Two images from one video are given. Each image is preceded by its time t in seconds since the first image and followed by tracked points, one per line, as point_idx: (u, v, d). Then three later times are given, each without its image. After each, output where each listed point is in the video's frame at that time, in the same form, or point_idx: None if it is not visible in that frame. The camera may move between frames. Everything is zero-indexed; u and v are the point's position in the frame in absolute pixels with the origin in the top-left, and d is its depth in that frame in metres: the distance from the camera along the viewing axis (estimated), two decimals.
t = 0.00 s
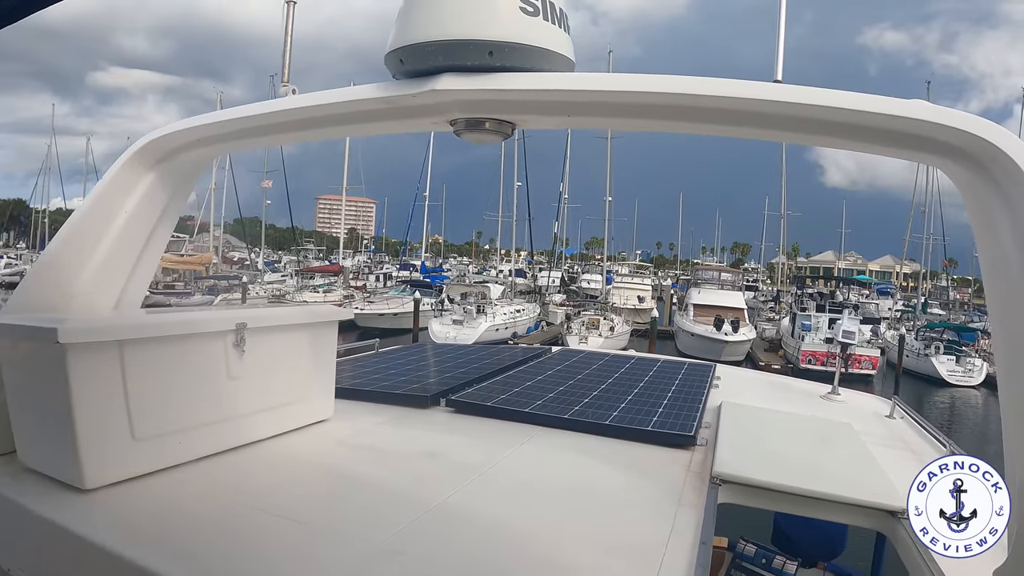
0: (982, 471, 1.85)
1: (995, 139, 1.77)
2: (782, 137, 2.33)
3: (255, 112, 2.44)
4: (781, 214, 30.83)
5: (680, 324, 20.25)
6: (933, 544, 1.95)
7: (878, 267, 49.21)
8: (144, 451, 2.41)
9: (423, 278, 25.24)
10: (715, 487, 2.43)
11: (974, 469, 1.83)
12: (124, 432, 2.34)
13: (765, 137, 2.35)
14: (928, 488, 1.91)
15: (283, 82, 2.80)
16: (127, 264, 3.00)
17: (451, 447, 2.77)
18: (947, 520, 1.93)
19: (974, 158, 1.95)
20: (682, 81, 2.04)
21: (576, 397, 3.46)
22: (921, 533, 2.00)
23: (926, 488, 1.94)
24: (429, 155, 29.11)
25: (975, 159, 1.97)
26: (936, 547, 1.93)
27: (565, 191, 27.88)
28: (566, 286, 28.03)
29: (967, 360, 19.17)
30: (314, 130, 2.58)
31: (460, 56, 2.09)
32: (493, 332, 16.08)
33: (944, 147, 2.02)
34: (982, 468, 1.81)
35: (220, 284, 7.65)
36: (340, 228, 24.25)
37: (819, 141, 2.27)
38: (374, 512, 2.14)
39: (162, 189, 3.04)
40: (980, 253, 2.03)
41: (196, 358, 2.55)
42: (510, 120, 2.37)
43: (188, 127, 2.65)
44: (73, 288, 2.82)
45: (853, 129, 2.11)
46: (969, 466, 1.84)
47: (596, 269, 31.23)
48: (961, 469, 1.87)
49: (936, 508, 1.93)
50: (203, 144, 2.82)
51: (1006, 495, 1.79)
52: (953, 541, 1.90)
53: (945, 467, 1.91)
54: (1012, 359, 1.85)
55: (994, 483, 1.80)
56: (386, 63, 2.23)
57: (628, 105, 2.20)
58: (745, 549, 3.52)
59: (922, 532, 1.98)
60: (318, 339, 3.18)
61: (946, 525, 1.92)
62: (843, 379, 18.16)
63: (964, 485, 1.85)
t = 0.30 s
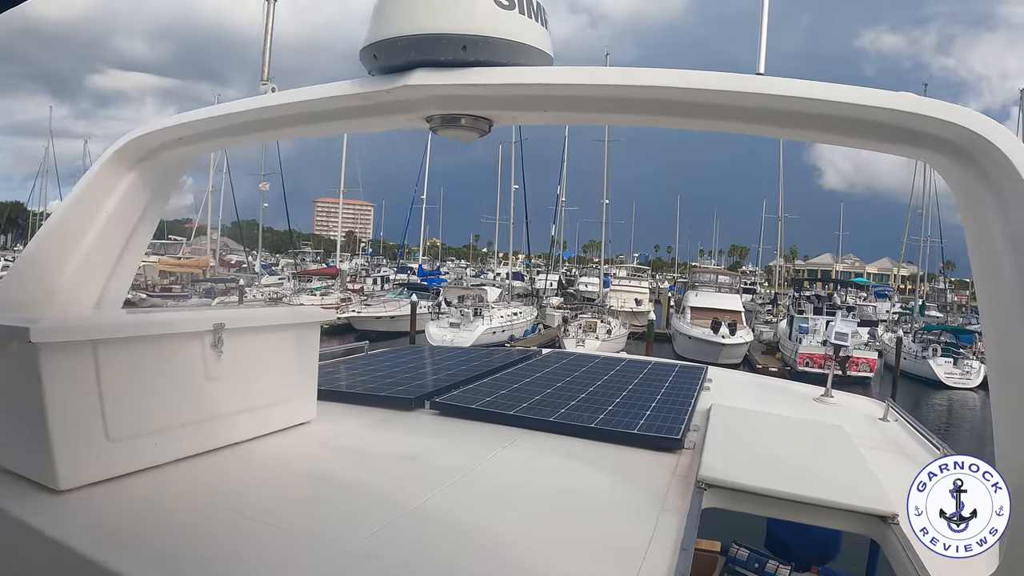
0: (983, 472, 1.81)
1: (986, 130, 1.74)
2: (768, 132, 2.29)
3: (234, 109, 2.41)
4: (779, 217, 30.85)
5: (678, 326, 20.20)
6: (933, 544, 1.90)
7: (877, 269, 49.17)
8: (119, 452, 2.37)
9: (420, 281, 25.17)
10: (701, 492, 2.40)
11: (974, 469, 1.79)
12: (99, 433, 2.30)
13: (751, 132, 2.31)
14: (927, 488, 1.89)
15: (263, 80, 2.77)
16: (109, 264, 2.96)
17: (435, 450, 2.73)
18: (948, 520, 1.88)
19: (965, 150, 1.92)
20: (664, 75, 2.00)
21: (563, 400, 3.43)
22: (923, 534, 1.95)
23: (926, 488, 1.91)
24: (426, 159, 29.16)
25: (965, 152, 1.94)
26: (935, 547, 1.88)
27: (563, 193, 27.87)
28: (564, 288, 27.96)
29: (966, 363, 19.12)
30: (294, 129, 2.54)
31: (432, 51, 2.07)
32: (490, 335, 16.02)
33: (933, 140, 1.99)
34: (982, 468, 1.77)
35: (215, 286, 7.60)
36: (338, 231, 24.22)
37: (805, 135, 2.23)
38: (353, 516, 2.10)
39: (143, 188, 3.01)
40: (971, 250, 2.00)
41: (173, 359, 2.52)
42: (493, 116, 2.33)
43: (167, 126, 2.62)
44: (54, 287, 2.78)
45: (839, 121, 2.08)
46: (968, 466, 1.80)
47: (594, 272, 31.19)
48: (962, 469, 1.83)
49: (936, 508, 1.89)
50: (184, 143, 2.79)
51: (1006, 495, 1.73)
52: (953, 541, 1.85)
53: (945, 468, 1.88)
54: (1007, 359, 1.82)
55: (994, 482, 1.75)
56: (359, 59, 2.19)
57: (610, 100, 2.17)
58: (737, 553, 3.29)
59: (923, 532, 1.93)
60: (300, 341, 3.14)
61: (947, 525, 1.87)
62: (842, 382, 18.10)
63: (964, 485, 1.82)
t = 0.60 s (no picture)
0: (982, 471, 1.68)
1: (978, 123, 1.70)
2: (745, 125, 2.26)
3: (210, 106, 2.39)
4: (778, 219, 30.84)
5: (675, 329, 20.15)
6: (933, 546, 1.74)
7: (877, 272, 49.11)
8: (94, 451, 2.35)
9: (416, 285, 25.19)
10: (685, 496, 2.38)
11: (974, 468, 1.66)
12: (73, 432, 2.28)
13: (730, 126, 2.28)
14: (928, 488, 1.72)
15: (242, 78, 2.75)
16: (90, 262, 2.93)
17: (417, 454, 2.71)
18: (946, 520, 1.74)
19: (956, 145, 1.89)
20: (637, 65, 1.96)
21: (549, 401, 3.41)
22: (920, 534, 1.80)
23: (925, 488, 1.75)
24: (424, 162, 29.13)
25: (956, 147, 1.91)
26: (936, 549, 1.72)
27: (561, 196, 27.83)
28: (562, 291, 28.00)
29: (965, 365, 19.05)
30: (270, 126, 2.53)
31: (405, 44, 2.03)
32: (487, 337, 15.98)
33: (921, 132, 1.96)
34: (982, 468, 1.64)
35: (210, 287, 7.63)
36: (335, 233, 24.22)
37: (784, 129, 2.20)
38: (328, 520, 2.07)
39: (125, 186, 2.99)
40: (960, 248, 1.98)
41: (148, 358, 2.50)
42: (470, 111, 2.31)
43: (145, 124, 2.61)
44: (33, 284, 2.76)
45: (818, 113, 2.04)
46: (969, 464, 1.67)
47: (592, 274, 31.16)
48: (961, 469, 1.69)
49: (936, 508, 1.73)
50: (163, 141, 2.78)
51: (1007, 495, 1.62)
52: (953, 541, 1.69)
53: (944, 467, 1.73)
54: (998, 362, 1.79)
55: (994, 482, 1.63)
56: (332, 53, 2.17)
57: (586, 94, 2.14)
58: (733, 557, 3.15)
59: (921, 533, 1.77)
60: (282, 342, 3.11)
61: (946, 525, 1.72)
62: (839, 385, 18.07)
63: (964, 485, 1.68)
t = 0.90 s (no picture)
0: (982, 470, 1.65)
1: (960, 104, 1.67)
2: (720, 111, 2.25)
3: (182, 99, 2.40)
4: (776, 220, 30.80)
5: (672, 331, 20.15)
6: (931, 545, 1.71)
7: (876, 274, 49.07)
8: (65, 447, 2.54)
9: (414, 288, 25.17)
10: (666, 497, 2.36)
11: (974, 468, 1.62)
12: (45, 428, 2.46)
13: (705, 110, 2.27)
14: (928, 488, 1.68)
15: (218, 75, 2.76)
16: (67, 257, 2.91)
17: (394, 460, 2.73)
18: (946, 519, 1.70)
19: (940, 126, 1.86)
20: (605, 50, 1.93)
21: (532, 402, 3.44)
22: (919, 532, 1.77)
23: (925, 487, 1.71)
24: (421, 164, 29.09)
25: (940, 129, 1.88)
26: (936, 549, 1.69)
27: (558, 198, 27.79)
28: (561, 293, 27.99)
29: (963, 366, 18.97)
30: (244, 120, 2.53)
31: (374, 31, 2.01)
32: (483, 341, 15.95)
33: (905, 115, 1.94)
34: (983, 468, 1.61)
35: (207, 288, 7.65)
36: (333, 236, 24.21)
37: (758, 112, 2.18)
38: (300, 535, 2.11)
39: (104, 181, 2.97)
40: (948, 232, 1.95)
41: (120, 356, 2.67)
42: (442, 100, 2.30)
43: (122, 120, 2.61)
44: (11, 277, 2.72)
45: (790, 96, 2.02)
46: (969, 465, 1.62)
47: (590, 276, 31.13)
48: (961, 469, 1.65)
49: (936, 508, 1.69)
50: (139, 137, 2.77)
51: (1008, 495, 1.58)
52: (953, 541, 1.66)
53: (944, 466, 1.68)
54: (987, 345, 1.75)
55: (995, 482, 1.60)
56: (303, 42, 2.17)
57: (555, 79, 2.13)
58: (725, 561, 3.06)
59: (920, 532, 1.74)
60: (253, 341, 3.35)
61: (946, 525, 1.68)
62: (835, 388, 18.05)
63: (965, 485, 1.64)
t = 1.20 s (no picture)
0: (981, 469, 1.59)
1: (957, 91, 1.65)
2: (704, 103, 2.24)
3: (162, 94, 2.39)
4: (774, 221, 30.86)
5: (668, 333, 20.14)
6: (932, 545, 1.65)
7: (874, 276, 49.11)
8: (42, 446, 2.51)
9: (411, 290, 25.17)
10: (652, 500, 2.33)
11: (975, 468, 1.56)
12: (21, 427, 2.43)
13: (692, 100, 2.24)
14: (927, 488, 1.61)
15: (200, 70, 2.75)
16: (49, 254, 2.89)
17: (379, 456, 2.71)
18: (945, 519, 1.63)
19: (933, 116, 1.84)
20: (586, 40, 1.91)
21: (520, 402, 3.42)
22: (918, 533, 1.70)
23: (925, 487, 1.64)
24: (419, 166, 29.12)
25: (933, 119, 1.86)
26: (937, 550, 1.63)
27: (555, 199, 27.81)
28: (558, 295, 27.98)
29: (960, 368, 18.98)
30: (225, 117, 2.52)
31: (350, 19, 2.01)
32: (480, 342, 15.94)
33: (898, 104, 1.91)
34: (983, 467, 1.55)
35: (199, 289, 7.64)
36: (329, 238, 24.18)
37: (744, 101, 2.16)
38: (283, 531, 2.08)
39: (85, 179, 2.94)
40: (941, 225, 1.92)
41: (98, 353, 2.66)
42: (424, 93, 2.28)
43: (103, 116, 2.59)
44: None
45: (778, 83, 2.00)
46: (969, 464, 1.56)
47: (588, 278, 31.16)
48: (961, 468, 1.59)
49: (937, 509, 1.62)
50: (121, 132, 2.75)
51: (1008, 495, 1.53)
52: (953, 542, 1.60)
53: (943, 466, 1.62)
54: (981, 339, 1.72)
55: (995, 482, 1.54)
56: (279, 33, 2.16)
57: (535, 73, 2.12)
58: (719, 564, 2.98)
59: (920, 533, 1.67)
60: (237, 338, 3.32)
61: (946, 525, 1.62)
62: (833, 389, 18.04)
63: (964, 485, 1.57)
